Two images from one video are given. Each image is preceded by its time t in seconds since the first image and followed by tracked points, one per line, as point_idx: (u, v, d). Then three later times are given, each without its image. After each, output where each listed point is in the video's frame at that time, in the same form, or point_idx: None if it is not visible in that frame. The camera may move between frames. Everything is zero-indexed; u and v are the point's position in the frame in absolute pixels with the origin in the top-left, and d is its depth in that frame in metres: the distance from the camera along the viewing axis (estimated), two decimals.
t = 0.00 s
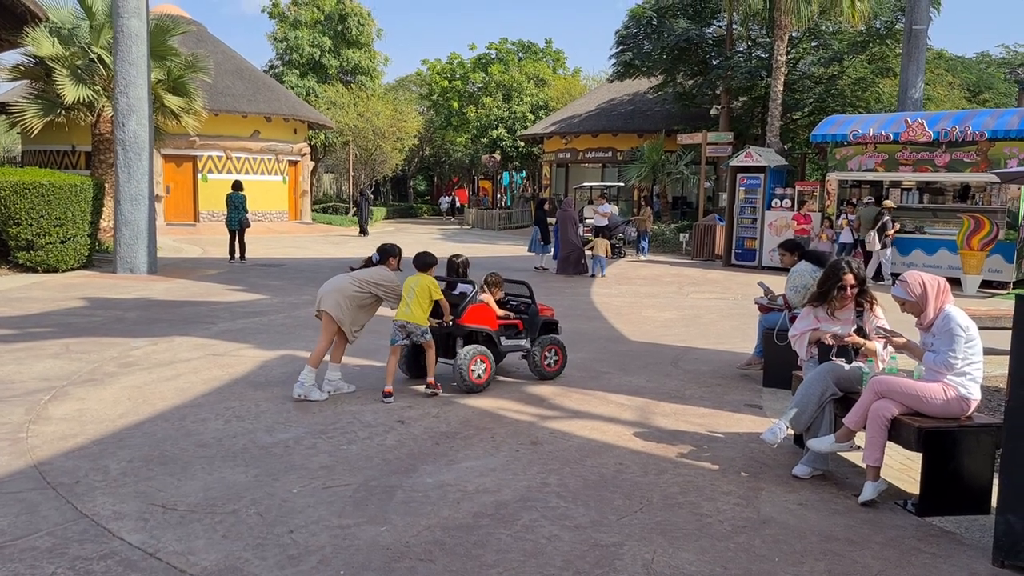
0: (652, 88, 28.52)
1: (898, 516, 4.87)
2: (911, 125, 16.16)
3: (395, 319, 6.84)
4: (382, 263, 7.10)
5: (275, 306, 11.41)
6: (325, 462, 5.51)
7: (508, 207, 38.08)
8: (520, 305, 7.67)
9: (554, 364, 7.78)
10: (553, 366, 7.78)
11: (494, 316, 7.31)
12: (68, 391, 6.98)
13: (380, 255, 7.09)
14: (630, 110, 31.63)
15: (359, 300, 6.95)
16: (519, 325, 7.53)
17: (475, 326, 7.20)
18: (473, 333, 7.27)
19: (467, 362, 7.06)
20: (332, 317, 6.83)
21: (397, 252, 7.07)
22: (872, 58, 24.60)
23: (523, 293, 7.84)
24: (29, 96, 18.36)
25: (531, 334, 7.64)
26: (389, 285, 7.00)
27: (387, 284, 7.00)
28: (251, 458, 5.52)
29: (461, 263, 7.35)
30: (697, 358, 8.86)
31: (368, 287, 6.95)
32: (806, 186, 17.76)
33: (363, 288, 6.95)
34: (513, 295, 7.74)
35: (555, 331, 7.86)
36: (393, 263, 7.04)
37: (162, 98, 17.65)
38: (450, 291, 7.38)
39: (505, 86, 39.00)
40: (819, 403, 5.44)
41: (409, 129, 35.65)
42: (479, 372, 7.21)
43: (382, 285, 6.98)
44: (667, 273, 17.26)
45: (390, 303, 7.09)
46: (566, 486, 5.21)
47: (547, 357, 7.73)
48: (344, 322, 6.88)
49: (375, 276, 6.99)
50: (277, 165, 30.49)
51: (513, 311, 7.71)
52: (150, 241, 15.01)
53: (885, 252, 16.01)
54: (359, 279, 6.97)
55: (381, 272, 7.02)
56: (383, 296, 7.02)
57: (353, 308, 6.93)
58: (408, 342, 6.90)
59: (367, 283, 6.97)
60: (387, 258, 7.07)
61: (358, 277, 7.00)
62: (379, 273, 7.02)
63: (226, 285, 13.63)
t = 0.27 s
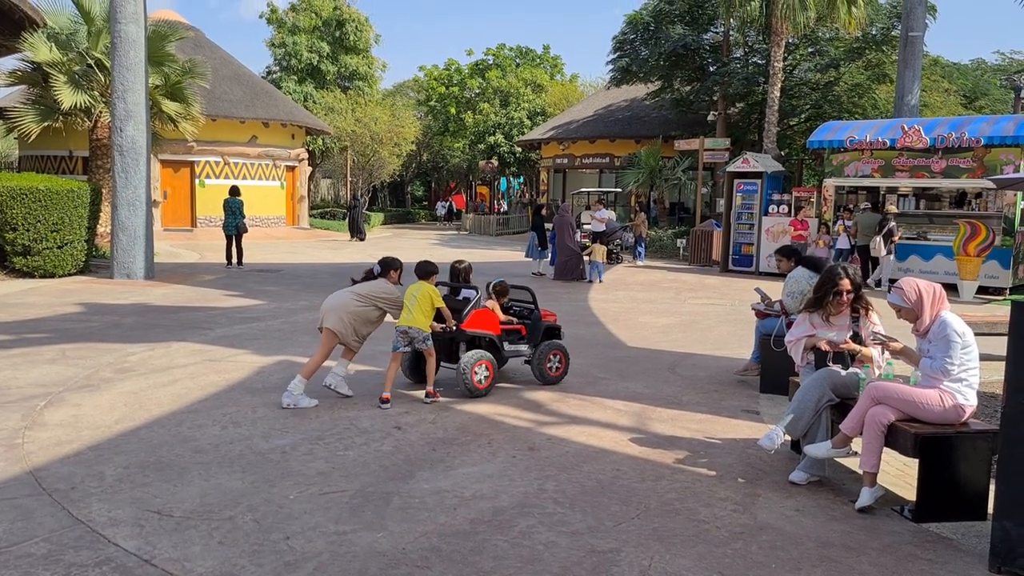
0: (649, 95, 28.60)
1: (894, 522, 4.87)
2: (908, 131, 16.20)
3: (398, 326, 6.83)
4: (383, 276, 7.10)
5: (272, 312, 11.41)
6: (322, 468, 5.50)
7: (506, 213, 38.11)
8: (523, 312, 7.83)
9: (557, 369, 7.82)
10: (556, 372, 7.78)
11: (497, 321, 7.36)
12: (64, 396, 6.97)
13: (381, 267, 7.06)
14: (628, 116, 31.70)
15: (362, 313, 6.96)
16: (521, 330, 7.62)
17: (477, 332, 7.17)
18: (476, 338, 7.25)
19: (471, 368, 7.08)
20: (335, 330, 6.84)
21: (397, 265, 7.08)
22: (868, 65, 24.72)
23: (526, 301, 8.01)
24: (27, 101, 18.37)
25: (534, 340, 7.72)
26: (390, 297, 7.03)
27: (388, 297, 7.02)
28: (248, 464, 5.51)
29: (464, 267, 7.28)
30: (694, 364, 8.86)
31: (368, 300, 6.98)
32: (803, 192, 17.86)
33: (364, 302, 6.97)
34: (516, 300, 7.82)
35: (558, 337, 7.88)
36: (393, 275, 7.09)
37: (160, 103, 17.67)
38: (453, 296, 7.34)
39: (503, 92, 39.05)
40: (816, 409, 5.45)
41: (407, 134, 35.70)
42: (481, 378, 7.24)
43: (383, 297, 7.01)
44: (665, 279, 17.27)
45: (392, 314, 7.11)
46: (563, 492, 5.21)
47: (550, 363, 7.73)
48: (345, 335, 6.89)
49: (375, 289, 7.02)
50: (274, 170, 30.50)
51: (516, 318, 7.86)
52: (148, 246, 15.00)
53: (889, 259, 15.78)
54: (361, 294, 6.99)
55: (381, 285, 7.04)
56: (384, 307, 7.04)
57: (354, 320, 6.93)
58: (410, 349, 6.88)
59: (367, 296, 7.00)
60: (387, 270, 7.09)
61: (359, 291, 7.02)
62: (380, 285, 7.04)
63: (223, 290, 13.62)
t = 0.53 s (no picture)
0: (644, 99, 28.64)
1: (890, 526, 4.87)
2: (902, 135, 16.26)
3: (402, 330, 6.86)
4: (391, 284, 7.09)
5: (268, 316, 11.38)
6: (317, 473, 5.49)
7: (502, 217, 38.10)
8: (533, 313, 7.88)
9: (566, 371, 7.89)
10: (567, 373, 7.86)
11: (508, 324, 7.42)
12: (58, 401, 6.94)
13: (389, 275, 7.10)
14: (623, 119, 31.74)
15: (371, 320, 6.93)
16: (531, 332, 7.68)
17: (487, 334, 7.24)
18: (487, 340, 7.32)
19: (482, 369, 7.13)
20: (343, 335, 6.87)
21: (404, 275, 7.09)
22: (863, 69, 24.77)
23: (537, 303, 8.05)
24: (21, 105, 18.33)
25: (544, 341, 7.78)
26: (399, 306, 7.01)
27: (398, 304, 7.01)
28: (242, 468, 5.50)
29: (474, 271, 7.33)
30: (690, 367, 8.85)
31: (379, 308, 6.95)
32: (798, 197, 17.80)
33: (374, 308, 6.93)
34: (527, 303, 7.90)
35: (568, 339, 7.97)
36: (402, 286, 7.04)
37: (155, 107, 17.65)
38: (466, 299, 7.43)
39: (498, 96, 39.07)
40: (812, 412, 5.45)
41: (403, 138, 35.70)
42: (493, 379, 7.30)
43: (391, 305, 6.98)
44: (661, 282, 17.28)
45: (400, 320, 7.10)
46: (559, 496, 5.20)
47: (561, 364, 7.81)
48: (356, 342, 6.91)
49: (386, 297, 6.98)
50: (269, 174, 30.46)
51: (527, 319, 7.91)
52: (142, 250, 14.97)
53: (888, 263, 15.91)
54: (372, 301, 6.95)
55: (391, 293, 7.03)
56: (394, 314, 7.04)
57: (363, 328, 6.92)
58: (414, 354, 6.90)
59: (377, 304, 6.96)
60: (396, 279, 7.07)
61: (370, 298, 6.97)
62: (388, 293, 7.01)
63: (218, 294, 13.60)
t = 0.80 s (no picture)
0: (640, 101, 28.68)
1: (885, 528, 4.88)
2: (897, 137, 16.30)
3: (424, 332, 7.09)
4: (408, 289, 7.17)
5: (263, 318, 11.37)
6: (312, 475, 5.47)
7: (497, 219, 38.09)
8: (548, 313, 8.05)
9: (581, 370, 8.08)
10: (581, 373, 8.05)
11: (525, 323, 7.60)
12: (52, 404, 6.92)
13: (408, 280, 7.17)
14: (619, 122, 31.78)
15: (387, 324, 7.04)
16: (546, 332, 7.86)
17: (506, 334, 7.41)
18: (504, 339, 7.51)
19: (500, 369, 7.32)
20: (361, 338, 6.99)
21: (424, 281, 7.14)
22: (858, 71, 24.81)
23: (551, 303, 8.22)
24: (16, 107, 18.30)
25: (559, 341, 7.97)
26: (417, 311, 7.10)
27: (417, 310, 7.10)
28: (237, 472, 5.49)
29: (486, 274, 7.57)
30: (685, 370, 8.86)
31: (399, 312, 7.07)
32: (793, 199, 17.86)
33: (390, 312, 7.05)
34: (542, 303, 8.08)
35: (582, 339, 8.16)
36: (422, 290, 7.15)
37: (150, 109, 17.63)
38: (482, 299, 7.58)
39: (494, 99, 39.08)
40: (807, 414, 5.45)
41: (398, 140, 35.68)
42: (511, 378, 7.49)
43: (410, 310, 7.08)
44: (656, 285, 17.29)
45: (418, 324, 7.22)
46: (554, 499, 5.20)
47: (576, 364, 8.01)
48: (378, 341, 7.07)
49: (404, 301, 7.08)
50: (265, 176, 30.42)
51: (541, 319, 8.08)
52: (137, 252, 14.95)
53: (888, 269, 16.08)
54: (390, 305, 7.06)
55: (409, 298, 7.11)
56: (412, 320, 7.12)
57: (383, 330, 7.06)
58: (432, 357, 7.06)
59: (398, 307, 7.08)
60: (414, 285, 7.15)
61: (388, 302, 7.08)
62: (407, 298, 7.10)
63: (213, 297, 13.58)
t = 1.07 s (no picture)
0: (634, 103, 28.74)
1: (878, 529, 4.88)
2: (890, 139, 16.33)
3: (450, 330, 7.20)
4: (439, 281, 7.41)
5: (257, 321, 11.34)
6: (305, 479, 5.46)
7: (492, 221, 38.11)
8: (564, 313, 8.25)
9: (598, 369, 8.29)
10: (596, 370, 8.26)
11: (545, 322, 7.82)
12: (44, 407, 6.90)
13: (439, 273, 7.42)
14: (613, 124, 31.82)
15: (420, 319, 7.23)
16: (564, 332, 8.07)
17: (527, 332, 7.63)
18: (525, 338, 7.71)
19: (522, 367, 7.52)
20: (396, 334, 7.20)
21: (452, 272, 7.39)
22: (851, 73, 24.89)
23: (567, 303, 8.43)
24: (7, 110, 18.23)
25: (576, 340, 8.16)
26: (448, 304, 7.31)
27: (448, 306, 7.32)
28: (230, 475, 5.48)
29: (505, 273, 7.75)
30: (679, 372, 8.86)
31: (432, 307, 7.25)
32: (787, 201, 17.97)
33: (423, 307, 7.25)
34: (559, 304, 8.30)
35: (597, 338, 8.37)
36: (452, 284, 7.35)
37: (143, 111, 17.59)
38: (502, 300, 7.79)
39: (488, 101, 39.13)
40: (800, 416, 5.46)
41: (393, 143, 35.67)
42: (531, 376, 7.70)
43: (441, 304, 7.29)
44: (650, 286, 17.31)
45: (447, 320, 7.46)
46: (548, 501, 5.19)
47: (592, 362, 8.23)
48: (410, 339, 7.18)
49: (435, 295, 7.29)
50: (259, 179, 30.40)
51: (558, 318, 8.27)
52: (130, 255, 14.91)
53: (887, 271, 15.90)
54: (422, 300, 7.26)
55: (439, 291, 7.33)
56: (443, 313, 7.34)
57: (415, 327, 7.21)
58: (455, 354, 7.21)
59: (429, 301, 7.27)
60: (444, 277, 7.40)
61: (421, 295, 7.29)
62: (438, 291, 7.32)
63: (207, 300, 13.54)
